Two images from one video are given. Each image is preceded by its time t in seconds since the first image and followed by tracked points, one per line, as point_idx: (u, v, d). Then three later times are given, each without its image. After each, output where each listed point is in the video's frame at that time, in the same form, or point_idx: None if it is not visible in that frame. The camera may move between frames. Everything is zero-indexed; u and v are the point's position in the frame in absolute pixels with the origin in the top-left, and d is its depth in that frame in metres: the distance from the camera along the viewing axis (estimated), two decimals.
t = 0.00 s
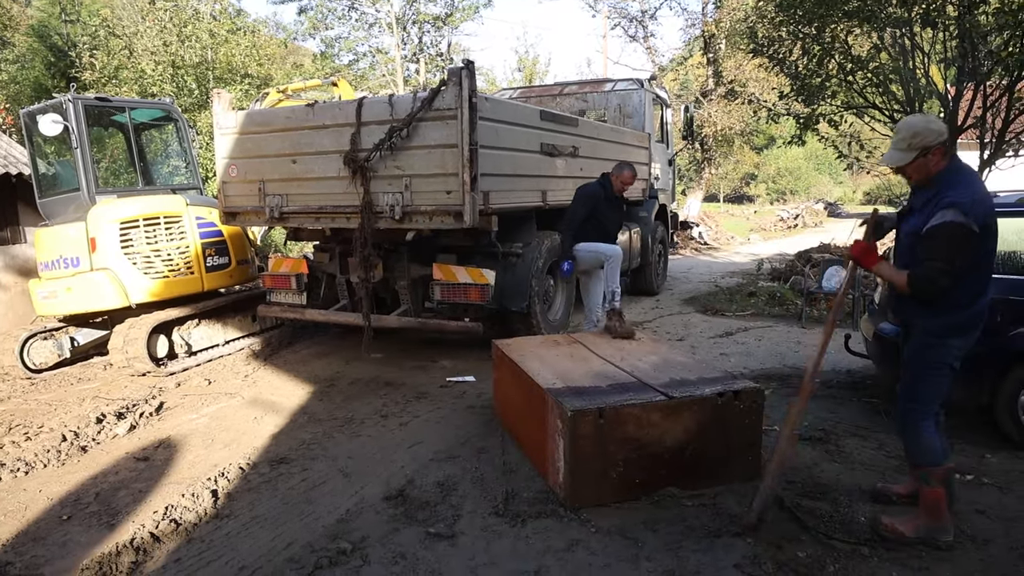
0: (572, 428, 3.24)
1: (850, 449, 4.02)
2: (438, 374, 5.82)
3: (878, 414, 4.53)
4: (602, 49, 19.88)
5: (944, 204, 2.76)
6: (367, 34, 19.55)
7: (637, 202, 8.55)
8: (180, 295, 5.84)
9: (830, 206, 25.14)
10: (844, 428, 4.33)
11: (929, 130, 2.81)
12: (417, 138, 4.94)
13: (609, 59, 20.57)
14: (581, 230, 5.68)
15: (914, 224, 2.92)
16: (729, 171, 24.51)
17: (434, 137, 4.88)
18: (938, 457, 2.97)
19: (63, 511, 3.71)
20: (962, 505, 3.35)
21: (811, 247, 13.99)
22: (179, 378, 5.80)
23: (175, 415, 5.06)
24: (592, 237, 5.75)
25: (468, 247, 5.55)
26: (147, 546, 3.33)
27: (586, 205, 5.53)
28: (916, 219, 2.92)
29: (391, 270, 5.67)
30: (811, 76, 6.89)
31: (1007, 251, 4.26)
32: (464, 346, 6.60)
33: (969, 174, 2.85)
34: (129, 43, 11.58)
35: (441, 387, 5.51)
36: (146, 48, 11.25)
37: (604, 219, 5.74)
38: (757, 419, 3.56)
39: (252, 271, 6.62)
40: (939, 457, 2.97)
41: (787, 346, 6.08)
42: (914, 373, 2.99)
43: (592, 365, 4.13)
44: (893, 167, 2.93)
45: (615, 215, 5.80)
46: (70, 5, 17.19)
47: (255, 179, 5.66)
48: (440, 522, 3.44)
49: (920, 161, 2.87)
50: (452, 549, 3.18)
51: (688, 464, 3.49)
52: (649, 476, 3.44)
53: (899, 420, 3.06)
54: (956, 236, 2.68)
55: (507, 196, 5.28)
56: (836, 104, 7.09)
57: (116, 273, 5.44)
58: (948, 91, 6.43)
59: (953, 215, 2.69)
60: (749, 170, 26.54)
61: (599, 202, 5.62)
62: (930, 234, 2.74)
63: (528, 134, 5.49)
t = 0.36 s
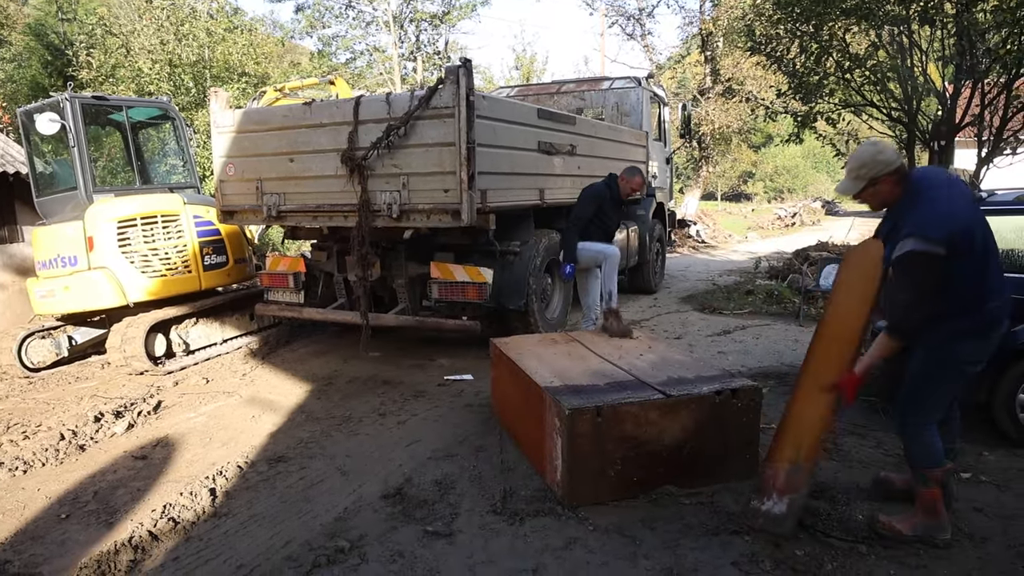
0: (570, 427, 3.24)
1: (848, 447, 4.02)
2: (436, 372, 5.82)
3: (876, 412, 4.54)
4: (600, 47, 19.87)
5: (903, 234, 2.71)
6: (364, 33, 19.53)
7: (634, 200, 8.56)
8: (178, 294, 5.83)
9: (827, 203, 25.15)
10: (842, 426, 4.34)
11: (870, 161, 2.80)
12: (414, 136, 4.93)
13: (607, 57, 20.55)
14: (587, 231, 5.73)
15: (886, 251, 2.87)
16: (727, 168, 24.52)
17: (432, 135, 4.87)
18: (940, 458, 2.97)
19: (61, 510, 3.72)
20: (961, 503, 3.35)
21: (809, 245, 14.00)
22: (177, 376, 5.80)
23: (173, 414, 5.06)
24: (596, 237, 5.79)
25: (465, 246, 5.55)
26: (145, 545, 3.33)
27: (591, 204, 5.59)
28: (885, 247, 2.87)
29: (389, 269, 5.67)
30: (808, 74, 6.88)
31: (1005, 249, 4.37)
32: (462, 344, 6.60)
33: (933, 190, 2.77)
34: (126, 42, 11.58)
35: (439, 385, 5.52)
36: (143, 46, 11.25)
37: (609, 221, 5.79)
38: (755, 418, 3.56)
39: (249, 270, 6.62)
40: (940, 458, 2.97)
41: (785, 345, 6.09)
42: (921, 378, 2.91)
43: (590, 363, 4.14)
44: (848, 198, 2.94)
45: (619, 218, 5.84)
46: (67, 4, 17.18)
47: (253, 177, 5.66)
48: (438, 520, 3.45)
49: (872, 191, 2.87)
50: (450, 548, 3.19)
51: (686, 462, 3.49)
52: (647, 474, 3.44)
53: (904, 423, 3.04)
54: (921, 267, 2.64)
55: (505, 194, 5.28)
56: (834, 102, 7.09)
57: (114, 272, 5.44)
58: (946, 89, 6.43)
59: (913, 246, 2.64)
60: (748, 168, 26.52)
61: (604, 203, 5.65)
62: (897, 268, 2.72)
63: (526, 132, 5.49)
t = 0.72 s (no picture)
0: (569, 424, 3.24)
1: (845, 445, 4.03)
2: (435, 370, 5.83)
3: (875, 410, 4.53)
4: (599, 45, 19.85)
5: (885, 257, 2.74)
6: (363, 31, 19.51)
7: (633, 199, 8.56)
8: (176, 292, 5.83)
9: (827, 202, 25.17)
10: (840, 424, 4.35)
11: (849, 187, 2.85)
12: (413, 134, 4.93)
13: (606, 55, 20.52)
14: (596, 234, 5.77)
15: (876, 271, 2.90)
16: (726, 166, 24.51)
17: (430, 133, 4.87)
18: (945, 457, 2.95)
19: (60, 508, 3.72)
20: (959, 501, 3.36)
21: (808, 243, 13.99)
22: (176, 374, 5.80)
23: (172, 412, 5.07)
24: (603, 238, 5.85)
25: (464, 244, 5.55)
26: (144, 543, 3.33)
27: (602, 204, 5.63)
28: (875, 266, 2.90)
29: (387, 267, 5.68)
30: (806, 72, 6.87)
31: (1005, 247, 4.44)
32: (460, 342, 6.61)
33: (911, 209, 2.77)
34: (125, 40, 11.57)
35: (438, 383, 5.52)
36: (141, 44, 11.25)
37: (616, 221, 5.82)
38: (753, 416, 3.56)
39: (248, 268, 6.62)
40: (944, 457, 2.95)
41: (783, 343, 6.10)
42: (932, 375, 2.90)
43: (588, 360, 4.14)
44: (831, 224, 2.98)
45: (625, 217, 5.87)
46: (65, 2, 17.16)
47: (251, 175, 5.66)
48: (437, 518, 3.45)
49: (853, 216, 2.92)
50: (449, 545, 3.19)
51: (685, 460, 3.50)
52: (646, 472, 3.45)
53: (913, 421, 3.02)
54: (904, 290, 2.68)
55: (504, 192, 5.28)
56: (833, 100, 7.08)
57: (113, 270, 5.44)
58: (945, 86, 6.44)
59: (895, 271, 2.68)
60: (747, 165, 26.50)
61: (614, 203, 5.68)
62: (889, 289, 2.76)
63: (525, 130, 5.49)
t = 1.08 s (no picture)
0: (568, 423, 3.24)
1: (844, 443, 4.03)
2: (434, 369, 5.83)
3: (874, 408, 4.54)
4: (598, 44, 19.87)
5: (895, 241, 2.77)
6: (361, 29, 19.51)
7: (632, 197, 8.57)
8: (175, 290, 5.83)
9: (825, 201, 25.22)
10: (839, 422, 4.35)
11: (869, 173, 2.93)
12: (412, 133, 4.93)
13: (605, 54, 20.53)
14: (617, 244, 5.74)
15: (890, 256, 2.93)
16: (725, 164, 24.54)
17: (430, 132, 4.87)
18: (957, 453, 2.92)
19: (60, 507, 3.72)
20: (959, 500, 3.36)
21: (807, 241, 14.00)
22: (175, 373, 5.80)
23: (171, 411, 5.07)
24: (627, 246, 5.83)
25: (463, 242, 5.55)
26: (143, 541, 3.33)
27: (619, 214, 5.57)
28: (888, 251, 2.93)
29: (386, 266, 5.69)
30: (805, 70, 6.88)
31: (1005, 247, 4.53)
32: (460, 340, 6.61)
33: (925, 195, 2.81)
34: (124, 39, 11.58)
35: (437, 381, 5.52)
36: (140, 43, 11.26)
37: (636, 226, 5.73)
38: (752, 414, 3.57)
39: (247, 267, 6.63)
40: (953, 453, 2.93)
41: (782, 341, 6.11)
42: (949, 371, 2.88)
43: (587, 359, 4.15)
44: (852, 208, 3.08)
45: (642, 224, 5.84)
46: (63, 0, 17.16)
47: (250, 174, 5.66)
48: (436, 517, 3.45)
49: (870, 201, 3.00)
50: (448, 544, 3.19)
51: (684, 458, 3.50)
52: (646, 471, 3.45)
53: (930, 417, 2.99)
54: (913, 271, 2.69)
55: (503, 191, 5.29)
56: (832, 99, 7.09)
57: (112, 269, 5.44)
58: (943, 85, 6.42)
59: (904, 251, 2.70)
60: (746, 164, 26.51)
61: (632, 209, 5.61)
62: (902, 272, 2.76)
63: (524, 129, 5.50)
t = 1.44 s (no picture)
0: (567, 423, 3.24)
1: (843, 442, 4.03)
2: (433, 368, 5.83)
3: (873, 407, 4.54)
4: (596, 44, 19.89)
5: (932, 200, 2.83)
6: (360, 29, 19.52)
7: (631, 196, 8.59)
8: (174, 290, 5.82)
9: (823, 201, 25.27)
10: (838, 420, 4.36)
11: (924, 131, 3.01)
12: (411, 133, 4.93)
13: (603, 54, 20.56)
14: (654, 243, 5.69)
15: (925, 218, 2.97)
16: (722, 164, 24.57)
17: (428, 131, 4.87)
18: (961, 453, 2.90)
19: (58, 507, 3.71)
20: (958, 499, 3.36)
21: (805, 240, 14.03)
22: (173, 374, 5.79)
23: (169, 411, 5.06)
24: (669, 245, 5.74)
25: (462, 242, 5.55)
26: (141, 542, 3.32)
27: (649, 212, 5.52)
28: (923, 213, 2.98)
29: (385, 266, 5.69)
30: (804, 70, 6.91)
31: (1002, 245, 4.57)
32: (459, 340, 6.61)
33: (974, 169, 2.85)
34: (122, 38, 11.58)
35: (436, 381, 5.52)
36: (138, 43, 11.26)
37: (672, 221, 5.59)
38: (751, 413, 3.57)
39: (246, 266, 6.62)
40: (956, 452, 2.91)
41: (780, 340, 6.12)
42: (953, 369, 2.85)
43: (586, 358, 4.15)
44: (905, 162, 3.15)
45: (679, 219, 5.73)
46: None
47: (249, 174, 5.65)
48: (436, 517, 3.45)
49: (918, 161, 3.06)
50: (447, 544, 3.19)
51: (683, 457, 3.50)
52: (645, 470, 3.45)
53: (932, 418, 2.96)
54: (934, 228, 2.75)
55: (501, 190, 5.29)
56: (829, 98, 7.10)
57: (110, 269, 5.43)
58: (941, 84, 6.50)
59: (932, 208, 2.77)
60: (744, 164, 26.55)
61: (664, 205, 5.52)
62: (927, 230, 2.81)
63: (522, 129, 5.50)
